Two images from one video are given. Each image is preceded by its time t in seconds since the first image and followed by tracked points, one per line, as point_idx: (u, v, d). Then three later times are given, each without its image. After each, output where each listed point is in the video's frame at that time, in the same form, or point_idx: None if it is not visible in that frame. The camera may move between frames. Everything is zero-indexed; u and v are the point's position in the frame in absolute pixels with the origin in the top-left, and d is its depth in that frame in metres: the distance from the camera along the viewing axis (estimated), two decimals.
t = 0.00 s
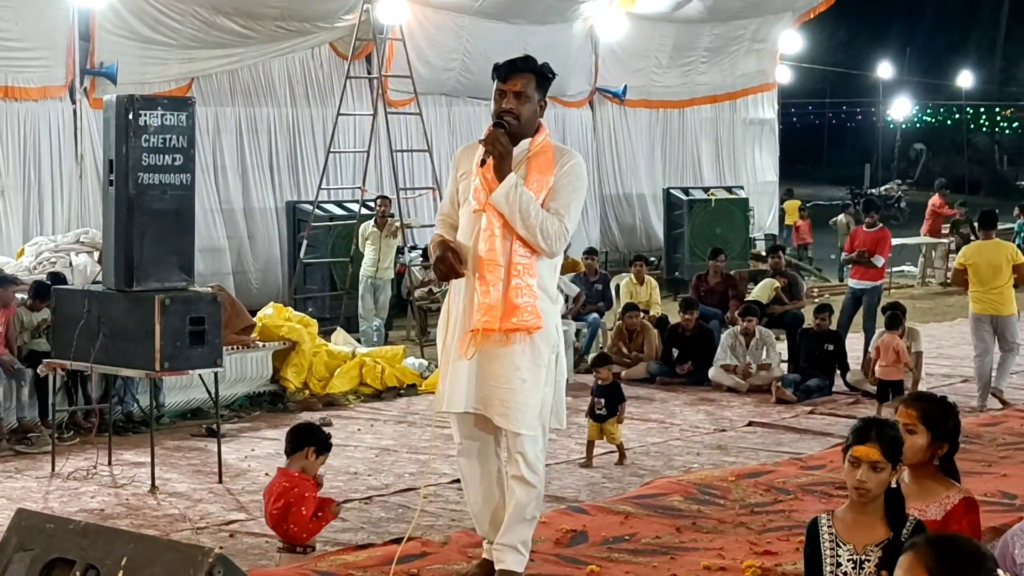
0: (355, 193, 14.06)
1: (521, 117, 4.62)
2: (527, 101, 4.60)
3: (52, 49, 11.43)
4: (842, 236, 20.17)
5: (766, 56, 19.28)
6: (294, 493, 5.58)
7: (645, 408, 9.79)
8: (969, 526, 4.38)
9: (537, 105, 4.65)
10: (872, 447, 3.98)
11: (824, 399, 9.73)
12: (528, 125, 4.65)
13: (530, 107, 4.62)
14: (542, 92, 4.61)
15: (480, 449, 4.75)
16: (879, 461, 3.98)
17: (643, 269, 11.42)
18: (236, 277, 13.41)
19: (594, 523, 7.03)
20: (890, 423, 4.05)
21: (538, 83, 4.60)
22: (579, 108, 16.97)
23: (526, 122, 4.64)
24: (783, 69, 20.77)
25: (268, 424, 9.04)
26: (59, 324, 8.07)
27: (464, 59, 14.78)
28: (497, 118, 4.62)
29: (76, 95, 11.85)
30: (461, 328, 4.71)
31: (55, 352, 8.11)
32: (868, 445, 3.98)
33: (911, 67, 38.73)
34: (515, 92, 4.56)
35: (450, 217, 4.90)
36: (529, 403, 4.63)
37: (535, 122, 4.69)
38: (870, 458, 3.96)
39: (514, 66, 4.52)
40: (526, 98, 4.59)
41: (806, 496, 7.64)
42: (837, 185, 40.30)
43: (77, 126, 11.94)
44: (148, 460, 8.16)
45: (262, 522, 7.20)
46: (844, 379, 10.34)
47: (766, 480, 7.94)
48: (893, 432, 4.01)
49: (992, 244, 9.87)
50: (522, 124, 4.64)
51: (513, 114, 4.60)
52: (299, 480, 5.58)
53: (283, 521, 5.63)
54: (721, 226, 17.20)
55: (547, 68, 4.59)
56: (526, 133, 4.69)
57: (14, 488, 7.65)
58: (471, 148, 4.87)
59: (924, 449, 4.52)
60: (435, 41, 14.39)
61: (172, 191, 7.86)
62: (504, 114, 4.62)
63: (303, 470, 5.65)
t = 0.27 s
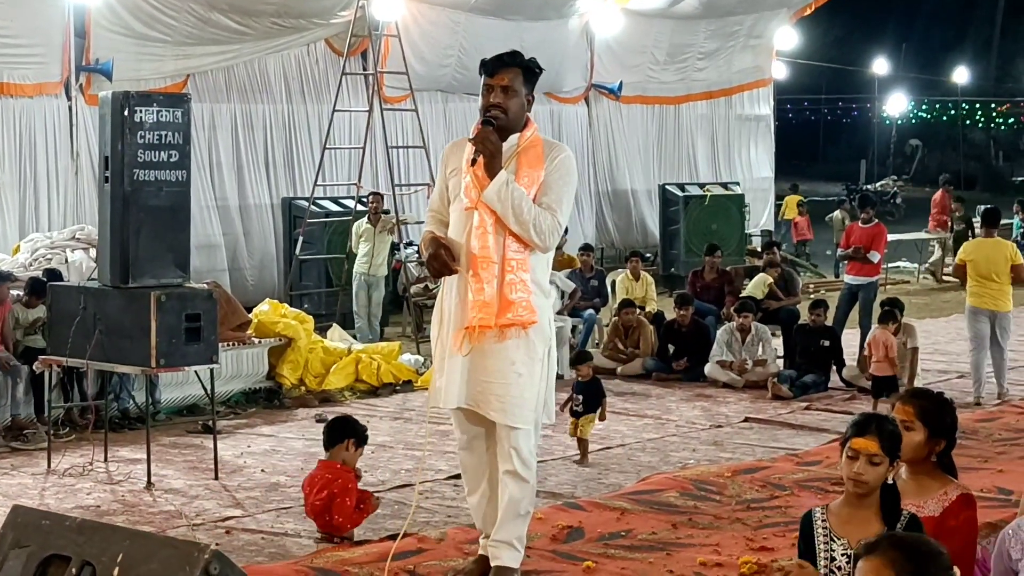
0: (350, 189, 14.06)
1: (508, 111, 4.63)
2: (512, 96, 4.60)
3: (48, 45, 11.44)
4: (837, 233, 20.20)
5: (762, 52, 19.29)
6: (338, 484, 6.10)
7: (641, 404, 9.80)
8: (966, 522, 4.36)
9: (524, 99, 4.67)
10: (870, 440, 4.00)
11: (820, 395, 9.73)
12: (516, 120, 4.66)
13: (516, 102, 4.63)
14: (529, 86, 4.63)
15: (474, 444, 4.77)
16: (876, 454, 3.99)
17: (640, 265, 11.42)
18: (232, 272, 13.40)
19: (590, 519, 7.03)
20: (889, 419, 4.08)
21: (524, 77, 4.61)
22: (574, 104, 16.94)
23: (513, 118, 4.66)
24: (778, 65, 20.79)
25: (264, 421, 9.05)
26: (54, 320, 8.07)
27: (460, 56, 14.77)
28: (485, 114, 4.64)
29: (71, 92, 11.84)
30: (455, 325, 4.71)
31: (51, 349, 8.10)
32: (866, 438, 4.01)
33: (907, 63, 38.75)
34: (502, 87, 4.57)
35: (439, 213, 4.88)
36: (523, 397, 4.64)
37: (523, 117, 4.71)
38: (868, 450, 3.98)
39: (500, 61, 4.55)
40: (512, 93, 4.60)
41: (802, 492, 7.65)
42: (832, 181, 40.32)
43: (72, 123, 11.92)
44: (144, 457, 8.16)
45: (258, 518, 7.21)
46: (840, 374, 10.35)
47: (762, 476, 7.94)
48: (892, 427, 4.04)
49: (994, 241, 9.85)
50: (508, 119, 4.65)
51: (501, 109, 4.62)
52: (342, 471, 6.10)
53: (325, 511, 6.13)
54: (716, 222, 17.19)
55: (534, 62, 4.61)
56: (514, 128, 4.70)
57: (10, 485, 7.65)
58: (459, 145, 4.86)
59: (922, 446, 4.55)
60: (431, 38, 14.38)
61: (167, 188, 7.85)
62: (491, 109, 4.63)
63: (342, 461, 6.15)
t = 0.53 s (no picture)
0: (350, 185, 14.07)
1: (504, 106, 4.61)
2: (508, 91, 4.59)
3: (48, 41, 11.47)
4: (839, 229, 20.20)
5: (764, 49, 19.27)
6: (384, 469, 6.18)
7: (642, 399, 9.80)
8: (968, 518, 4.31)
9: (520, 95, 4.65)
10: (872, 437, 3.97)
11: (821, 391, 9.73)
12: (511, 116, 4.65)
13: (510, 98, 4.61)
14: (526, 82, 4.61)
15: (476, 438, 4.79)
16: (878, 451, 3.97)
17: (641, 261, 11.39)
18: (233, 268, 13.41)
19: (591, 514, 7.02)
20: (890, 416, 4.06)
21: (521, 73, 4.59)
22: (575, 99, 17.00)
23: (508, 114, 4.65)
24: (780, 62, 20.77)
25: (265, 417, 9.05)
26: (55, 316, 8.08)
27: (461, 52, 14.76)
28: (481, 110, 4.62)
29: (72, 89, 11.85)
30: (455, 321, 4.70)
31: (52, 344, 8.10)
32: (868, 434, 3.98)
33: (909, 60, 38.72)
34: (497, 82, 4.55)
35: (438, 209, 4.88)
36: (525, 392, 4.64)
37: (519, 113, 4.70)
38: (870, 447, 3.95)
39: (497, 56, 4.51)
40: (507, 88, 4.58)
41: (803, 487, 7.64)
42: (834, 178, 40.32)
43: (74, 119, 11.94)
44: (145, 452, 8.17)
45: (259, 513, 7.21)
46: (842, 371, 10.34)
47: (764, 472, 7.94)
48: (893, 423, 4.02)
49: (999, 233, 10.08)
50: (502, 116, 4.65)
51: (496, 104, 4.60)
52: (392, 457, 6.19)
53: (370, 495, 6.18)
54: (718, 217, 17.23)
55: (531, 58, 4.59)
56: (511, 124, 4.70)
57: (11, 480, 7.66)
58: (456, 141, 4.86)
59: (925, 440, 4.57)
60: (432, 34, 14.38)
61: (168, 183, 7.85)
62: (487, 106, 4.61)
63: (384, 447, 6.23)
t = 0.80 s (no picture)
0: (354, 185, 14.07)
1: (505, 106, 4.61)
2: (511, 91, 4.59)
3: (52, 41, 11.46)
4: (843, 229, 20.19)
5: (767, 49, 19.26)
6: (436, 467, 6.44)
7: (646, 399, 9.80)
8: (971, 518, 4.30)
9: (522, 95, 4.64)
10: (875, 438, 3.98)
11: (825, 391, 9.72)
12: (512, 116, 4.65)
13: (514, 98, 4.61)
14: (527, 83, 4.61)
15: (480, 439, 4.78)
16: (880, 452, 3.97)
17: (644, 261, 11.39)
18: (236, 267, 13.41)
19: (595, 515, 7.01)
20: (893, 417, 4.06)
21: (524, 74, 4.61)
22: (579, 100, 16.98)
23: (509, 114, 4.65)
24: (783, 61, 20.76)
25: (269, 417, 9.05)
26: (60, 316, 8.08)
27: (465, 51, 14.75)
28: (483, 109, 4.61)
29: (76, 88, 11.88)
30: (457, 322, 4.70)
31: (56, 344, 8.10)
32: (870, 435, 3.99)
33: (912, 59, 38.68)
34: (500, 82, 4.56)
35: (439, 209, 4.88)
36: (527, 392, 4.64)
37: (520, 114, 4.70)
38: (871, 448, 3.96)
39: (499, 56, 4.54)
40: (510, 88, 4.59)
41: (807, 487, 7.63)
42: (836, 177, 40.31)
43: (77, 118, 11.95)
44: (149, 453, 8.17)
45: (263, 513, 7.21)
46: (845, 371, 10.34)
47: (767, 472, 7.93)
48: (896, 425, 4.02)
49: (1001, 234, 10.05)
50: (505, 115, 4.64)
51: (498, 104, 4.60)
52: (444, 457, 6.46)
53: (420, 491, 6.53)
54: (721, 217, 17.14)
55: (533, 59, 4.60)
56: (512, 125, 4.69)
57: (15, 480, 7.66)
58: (457, 142, 4.86)
59: (926, 440, 4.53)
60: (436, 33, 14.37)
61: (172, 184, 7.84)
62: (489, 106, 4.61)
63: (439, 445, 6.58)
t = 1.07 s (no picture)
0: (355, 186, 14.08)
1: (505, 107, 4.63)
2: (510, 91, 4.61)
3: (53, 42, 11.46)
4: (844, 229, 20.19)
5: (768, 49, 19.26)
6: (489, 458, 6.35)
7: (647, 400, 9.79)
8: (971, 518, 4.29)
9: (522, 96, 4.66)
10: (874, 438, 3.97)
11: (826, 391, 9.73)
12: (512, 117, 4.66)
13: (514, 98, 4.63)
14: (527, 83, 4.63)
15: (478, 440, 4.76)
16: (880, 452, 3.96)
17: (646, 262, 11.41)
18: (237, 268, 13.41)
19: (596, 515, 7.01)
20: (892, 415, 4.05)
21: (523, 74, 4.62)
22: (580, 100, 17.00)
23: (509, 114, 4.66)
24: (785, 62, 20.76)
25: (271, 417, 9.05)
26: (61, 317, 8.07)
27: (466, 52, 14.76)
28: (483, 109, 4.63)
29: (78, 90, 11.89)
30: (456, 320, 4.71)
31: (58, 345, 8.10)
32: (870, 435, 3.98)
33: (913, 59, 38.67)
34: (500, 83, 4.58)
35: (439, 210, 4.90)
36: (525, 391, 4.63)
37: (520, 115, 4.71)
38: (871, 448, 3.95)
39: (499, 57, 4.55)
40: (510, 89, 4.61)
41: (808, 487, 7.63)
42: (837, 177, 40.31)
43: (79, 119, 11.96)
44: (151, 453, 8.17)
45: (264, 514, 7.20)
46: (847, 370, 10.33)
47: (769, 472, 7.93)
48: (895, 424, 4.01)
49: (992, 231, 10.30)
50: (505, 116, 4.66)
51: (498, 105, 4.62)
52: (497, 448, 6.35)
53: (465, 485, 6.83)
54: (722, 218, 17.17)
55: (533, 59, 4.62)
56: (512, 125, 4.70)
57: (17, 481, 7.66)
58: (457, 143, 4.87)
59: (925, 440, 4.54)
60: (437, 34, 14.38)
61: (173, 184, 7.84)
62: (488, 106, 4.64)
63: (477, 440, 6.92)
